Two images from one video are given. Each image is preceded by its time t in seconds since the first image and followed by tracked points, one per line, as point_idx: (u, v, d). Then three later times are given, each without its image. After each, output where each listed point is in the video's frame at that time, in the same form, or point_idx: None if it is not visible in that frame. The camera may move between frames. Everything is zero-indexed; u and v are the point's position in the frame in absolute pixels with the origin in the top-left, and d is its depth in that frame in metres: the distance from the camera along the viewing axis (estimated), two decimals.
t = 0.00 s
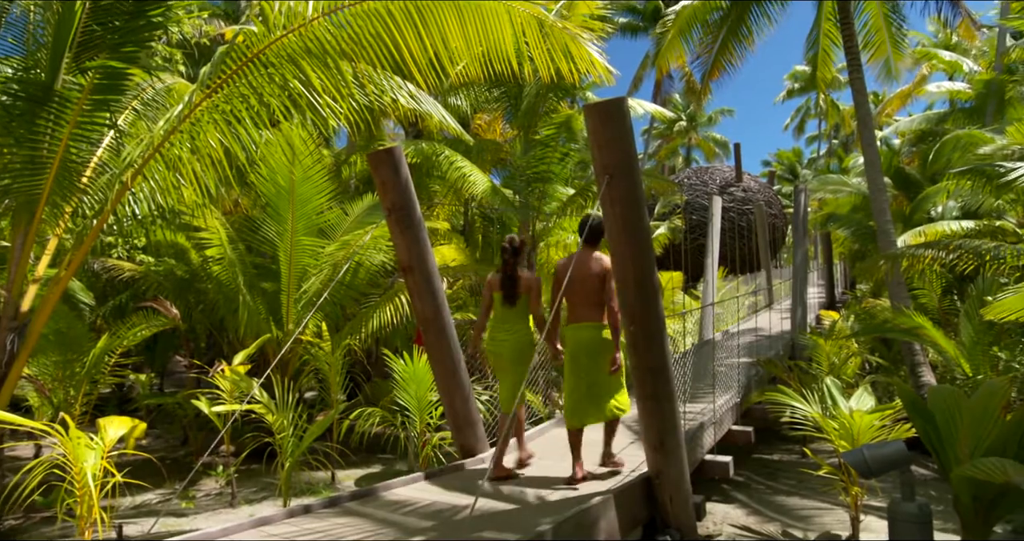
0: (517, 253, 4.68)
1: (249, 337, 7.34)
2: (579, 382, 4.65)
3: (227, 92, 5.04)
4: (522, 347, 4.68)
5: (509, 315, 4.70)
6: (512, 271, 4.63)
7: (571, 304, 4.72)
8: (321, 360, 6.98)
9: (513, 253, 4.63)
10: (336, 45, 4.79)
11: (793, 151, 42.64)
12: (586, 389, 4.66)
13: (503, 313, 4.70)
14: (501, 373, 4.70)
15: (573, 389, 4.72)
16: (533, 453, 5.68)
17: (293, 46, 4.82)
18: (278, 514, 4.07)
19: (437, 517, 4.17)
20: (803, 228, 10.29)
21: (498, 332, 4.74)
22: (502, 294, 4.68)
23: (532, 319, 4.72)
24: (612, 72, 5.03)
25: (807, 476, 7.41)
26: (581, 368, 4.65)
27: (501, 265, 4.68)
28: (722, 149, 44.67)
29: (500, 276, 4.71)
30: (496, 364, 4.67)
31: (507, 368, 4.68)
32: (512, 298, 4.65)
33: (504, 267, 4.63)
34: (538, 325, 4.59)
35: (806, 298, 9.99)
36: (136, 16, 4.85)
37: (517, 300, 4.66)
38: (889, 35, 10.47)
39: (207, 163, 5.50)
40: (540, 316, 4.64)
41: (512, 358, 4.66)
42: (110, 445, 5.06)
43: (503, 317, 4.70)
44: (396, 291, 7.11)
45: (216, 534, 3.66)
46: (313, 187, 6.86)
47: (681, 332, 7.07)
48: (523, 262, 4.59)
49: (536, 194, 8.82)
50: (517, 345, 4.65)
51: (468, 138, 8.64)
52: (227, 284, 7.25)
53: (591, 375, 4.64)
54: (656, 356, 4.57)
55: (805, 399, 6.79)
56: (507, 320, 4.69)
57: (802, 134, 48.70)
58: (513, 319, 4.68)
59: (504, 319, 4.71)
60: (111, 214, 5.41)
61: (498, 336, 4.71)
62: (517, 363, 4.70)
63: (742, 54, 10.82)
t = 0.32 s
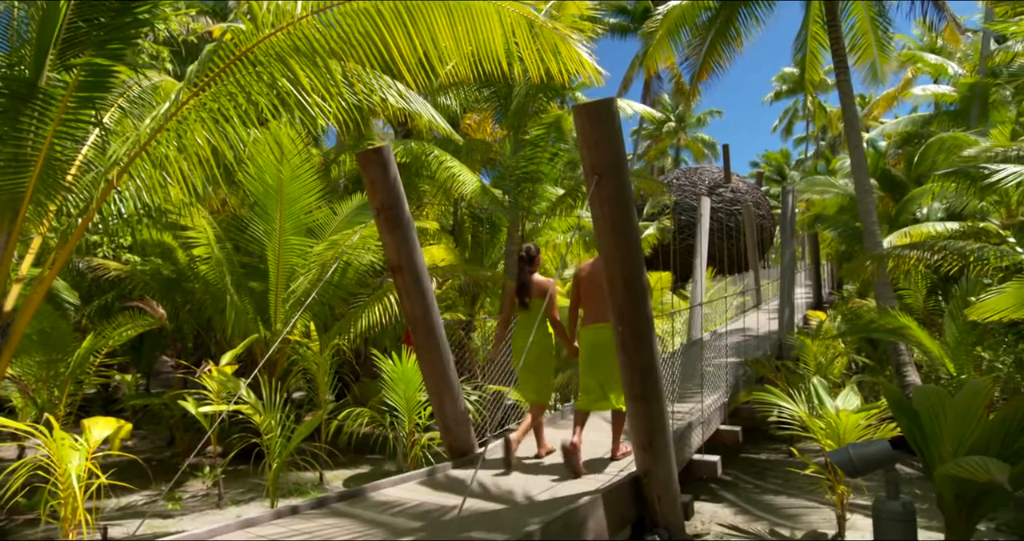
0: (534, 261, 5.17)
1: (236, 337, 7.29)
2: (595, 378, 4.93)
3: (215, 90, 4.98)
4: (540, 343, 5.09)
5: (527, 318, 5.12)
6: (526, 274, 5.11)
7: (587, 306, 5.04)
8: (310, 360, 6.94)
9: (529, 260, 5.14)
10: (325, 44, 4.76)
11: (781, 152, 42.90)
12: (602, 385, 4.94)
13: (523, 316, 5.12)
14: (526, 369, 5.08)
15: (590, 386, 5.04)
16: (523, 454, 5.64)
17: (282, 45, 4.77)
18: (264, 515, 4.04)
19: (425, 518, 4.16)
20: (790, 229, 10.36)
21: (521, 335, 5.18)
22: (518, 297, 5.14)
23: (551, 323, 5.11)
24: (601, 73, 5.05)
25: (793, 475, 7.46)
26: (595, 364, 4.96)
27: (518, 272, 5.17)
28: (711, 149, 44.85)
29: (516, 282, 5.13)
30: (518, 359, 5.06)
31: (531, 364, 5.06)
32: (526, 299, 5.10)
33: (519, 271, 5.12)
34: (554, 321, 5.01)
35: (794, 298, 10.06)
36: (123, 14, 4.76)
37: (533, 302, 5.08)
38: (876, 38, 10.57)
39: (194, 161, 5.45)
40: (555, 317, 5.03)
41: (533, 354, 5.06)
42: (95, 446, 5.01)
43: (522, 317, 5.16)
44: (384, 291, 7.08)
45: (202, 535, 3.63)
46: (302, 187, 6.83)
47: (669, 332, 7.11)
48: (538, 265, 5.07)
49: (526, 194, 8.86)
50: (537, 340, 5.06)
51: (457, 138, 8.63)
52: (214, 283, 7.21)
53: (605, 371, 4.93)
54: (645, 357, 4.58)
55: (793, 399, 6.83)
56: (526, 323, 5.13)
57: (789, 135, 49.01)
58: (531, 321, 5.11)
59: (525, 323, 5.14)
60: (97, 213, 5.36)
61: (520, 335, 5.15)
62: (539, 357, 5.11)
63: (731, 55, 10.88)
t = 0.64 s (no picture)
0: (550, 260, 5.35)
1: (226, 337, 7.25)
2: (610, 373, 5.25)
3: (204, 88, 4.95)
4: (557, 339, 5.38)
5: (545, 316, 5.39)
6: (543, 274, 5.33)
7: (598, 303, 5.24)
8: (300, 361, 6.90)
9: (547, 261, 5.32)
10: (316, 42, 4.73)
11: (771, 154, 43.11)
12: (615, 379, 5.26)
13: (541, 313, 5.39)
14: (540, 361, 5.41)
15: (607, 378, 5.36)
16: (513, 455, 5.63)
17: (272, 43, 4.74)
18: (253, 516, 4.01)
19: (415, 518, 4.14)
20: (780, 229, 10.40)
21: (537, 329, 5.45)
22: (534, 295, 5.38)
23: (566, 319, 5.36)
24: (593, 73, 5.06)
25: (783, 474, 7.50)
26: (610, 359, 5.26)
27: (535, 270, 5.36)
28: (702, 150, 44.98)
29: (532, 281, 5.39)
30: (534, 353, 5.38)
31: (548, 357, 5.38)
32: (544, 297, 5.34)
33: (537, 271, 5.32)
34: (570, 319, 5.25)
35: (784, 298, 10.11)
36: (111, 11, 4.70)
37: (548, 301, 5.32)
38: (864, 41, 10.65)
39: (184, 160, 5.41)
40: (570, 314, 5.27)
41: (549, 349, 5.38)
42: (82, 447, 4.95)
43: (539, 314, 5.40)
44: (375, 290, 7.06)
45: (189, 537, 3.60)
46: (293, 186, 6.79)
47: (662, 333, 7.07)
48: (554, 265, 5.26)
49: (517, 195, 8.85)
50: (552, 336, 5.36)
51: (449, 138, 8.62)
52: (204, 283, 7.16)
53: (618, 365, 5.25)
54: (635, 357, 4.59)
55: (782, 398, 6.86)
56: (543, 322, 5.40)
57: (780, 137, 49.32)
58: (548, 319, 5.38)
59: (542, 320, 5.41)
60: (84, 212, 5.31)
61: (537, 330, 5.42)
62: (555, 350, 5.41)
63: (721, 57, 10.97)
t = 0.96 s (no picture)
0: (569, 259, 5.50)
1: (217, 338, 7.22)
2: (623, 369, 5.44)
3: (196, 87, 4.92)
4: (575, 335, 5.55)
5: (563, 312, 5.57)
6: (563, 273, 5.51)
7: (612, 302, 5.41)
8: (292, 361, 6.88)
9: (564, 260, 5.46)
10: (309, 42, 4.71)
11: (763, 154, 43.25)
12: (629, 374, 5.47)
13: (559, 310, 5.57)
14: (559, 356, 5.59)
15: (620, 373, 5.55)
16: (506, 454, 5.64)
17: (264, 42, 4.71)
18: (244, 517, 3.99)
19: (407, 518, 4.13)
20: (772, 230, 10.43)
21: (555, 327, 5.62)
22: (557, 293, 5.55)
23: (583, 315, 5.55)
24: (586, 74, 5.07)
25: (775, 473, 7.54)
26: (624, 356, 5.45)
27: (555, 269, 5.52)
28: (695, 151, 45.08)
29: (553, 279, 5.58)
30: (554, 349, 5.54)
31: (565, 352, 5.56)
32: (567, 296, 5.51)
33: (558, 271, 5.46)
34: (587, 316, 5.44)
35: (776, 298, 10.15)
36: (101, 8, 4.65)
37: (569, 299, 5.52)
38: (856, 43, 10.71)
39: (175, 159, 5.38)
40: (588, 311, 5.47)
41: (566, 344, 5.55)
42: (71, 448, 4.92)
43: (559, 312, 5.56)
44: (368, 290, 7.04)
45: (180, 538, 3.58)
46: (285, 186, 6.76)
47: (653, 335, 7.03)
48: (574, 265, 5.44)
49: (510, 194, 8.85)
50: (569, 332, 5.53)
51: (442, 137, 8.62)
52: (195, 283, 7.13)
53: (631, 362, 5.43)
54: (628, 357, 4.60)
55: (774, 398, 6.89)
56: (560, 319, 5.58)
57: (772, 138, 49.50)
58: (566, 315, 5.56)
59: (560, 316, 5.59)
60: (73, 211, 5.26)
61: (555, 327, 5.57)
62: (572, 346, 5.59)
63: (714, 57, 11.01)
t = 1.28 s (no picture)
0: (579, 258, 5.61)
1: (210, 337, 7.20)
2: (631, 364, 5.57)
3: (188, 85, 4.89)
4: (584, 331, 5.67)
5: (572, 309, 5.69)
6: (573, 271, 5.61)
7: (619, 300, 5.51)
8: (285, 361, 6.86)
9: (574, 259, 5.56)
10: (302, 41, 4.68)
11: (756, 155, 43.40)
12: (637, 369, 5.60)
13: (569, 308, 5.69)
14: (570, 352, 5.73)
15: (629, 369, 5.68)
16: (500, 454, 5.64)
17: (257, 41, 4.68)
18: (236, 517, 3.97)
19: (400, 519, 4.12)
20: (764, 229, 10.49)
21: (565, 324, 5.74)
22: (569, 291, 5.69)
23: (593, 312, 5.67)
24: (580, 73, 5.07)
25: (767, 473, 7.57)
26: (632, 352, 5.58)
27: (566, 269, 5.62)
28: (688, 151, 45.20)
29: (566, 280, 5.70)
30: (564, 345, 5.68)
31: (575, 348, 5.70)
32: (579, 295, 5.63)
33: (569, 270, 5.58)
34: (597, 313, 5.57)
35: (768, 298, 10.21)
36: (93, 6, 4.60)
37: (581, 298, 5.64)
38: (847, 44, 10.77)
39: (167, 158, 5.34)
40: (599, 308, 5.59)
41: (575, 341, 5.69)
42: (62, 449, 4.88)
43: (570, 310, 5.68)
44: (361, 290, 7.03)
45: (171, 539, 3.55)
46: (278, 185, 6.73)
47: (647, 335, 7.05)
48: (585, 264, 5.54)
49: (504, 194, 8.90)
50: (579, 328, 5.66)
51: (435, 137, 8.62)
52: (187, 282, 7.10)
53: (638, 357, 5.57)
54: (622, 358, 4.61)
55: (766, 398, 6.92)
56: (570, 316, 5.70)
57: (764, 138, 49.67)
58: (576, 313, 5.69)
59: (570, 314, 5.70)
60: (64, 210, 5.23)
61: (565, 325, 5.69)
62: (579, 344, 5.73)
63: (707, 58, 11.06)
